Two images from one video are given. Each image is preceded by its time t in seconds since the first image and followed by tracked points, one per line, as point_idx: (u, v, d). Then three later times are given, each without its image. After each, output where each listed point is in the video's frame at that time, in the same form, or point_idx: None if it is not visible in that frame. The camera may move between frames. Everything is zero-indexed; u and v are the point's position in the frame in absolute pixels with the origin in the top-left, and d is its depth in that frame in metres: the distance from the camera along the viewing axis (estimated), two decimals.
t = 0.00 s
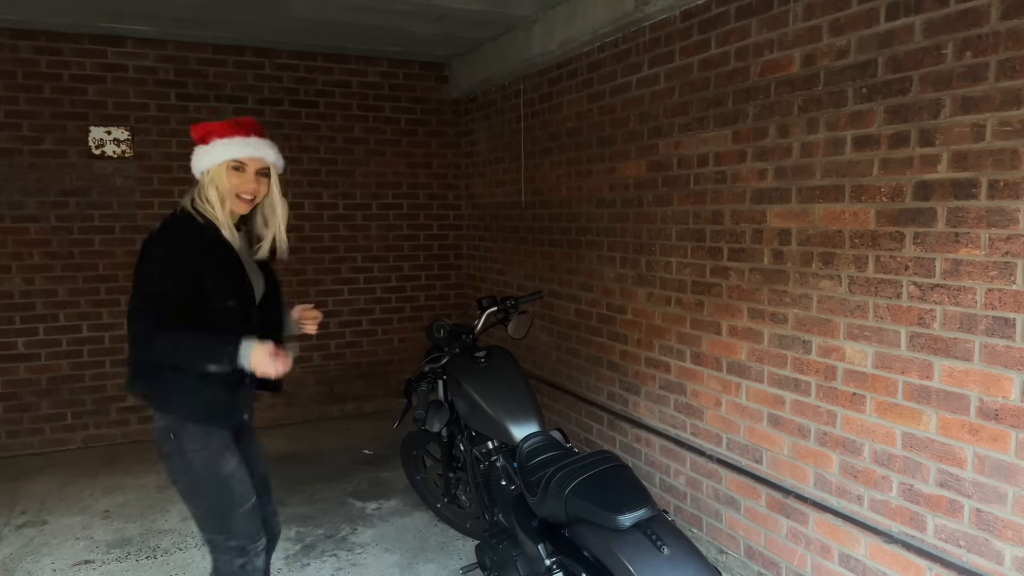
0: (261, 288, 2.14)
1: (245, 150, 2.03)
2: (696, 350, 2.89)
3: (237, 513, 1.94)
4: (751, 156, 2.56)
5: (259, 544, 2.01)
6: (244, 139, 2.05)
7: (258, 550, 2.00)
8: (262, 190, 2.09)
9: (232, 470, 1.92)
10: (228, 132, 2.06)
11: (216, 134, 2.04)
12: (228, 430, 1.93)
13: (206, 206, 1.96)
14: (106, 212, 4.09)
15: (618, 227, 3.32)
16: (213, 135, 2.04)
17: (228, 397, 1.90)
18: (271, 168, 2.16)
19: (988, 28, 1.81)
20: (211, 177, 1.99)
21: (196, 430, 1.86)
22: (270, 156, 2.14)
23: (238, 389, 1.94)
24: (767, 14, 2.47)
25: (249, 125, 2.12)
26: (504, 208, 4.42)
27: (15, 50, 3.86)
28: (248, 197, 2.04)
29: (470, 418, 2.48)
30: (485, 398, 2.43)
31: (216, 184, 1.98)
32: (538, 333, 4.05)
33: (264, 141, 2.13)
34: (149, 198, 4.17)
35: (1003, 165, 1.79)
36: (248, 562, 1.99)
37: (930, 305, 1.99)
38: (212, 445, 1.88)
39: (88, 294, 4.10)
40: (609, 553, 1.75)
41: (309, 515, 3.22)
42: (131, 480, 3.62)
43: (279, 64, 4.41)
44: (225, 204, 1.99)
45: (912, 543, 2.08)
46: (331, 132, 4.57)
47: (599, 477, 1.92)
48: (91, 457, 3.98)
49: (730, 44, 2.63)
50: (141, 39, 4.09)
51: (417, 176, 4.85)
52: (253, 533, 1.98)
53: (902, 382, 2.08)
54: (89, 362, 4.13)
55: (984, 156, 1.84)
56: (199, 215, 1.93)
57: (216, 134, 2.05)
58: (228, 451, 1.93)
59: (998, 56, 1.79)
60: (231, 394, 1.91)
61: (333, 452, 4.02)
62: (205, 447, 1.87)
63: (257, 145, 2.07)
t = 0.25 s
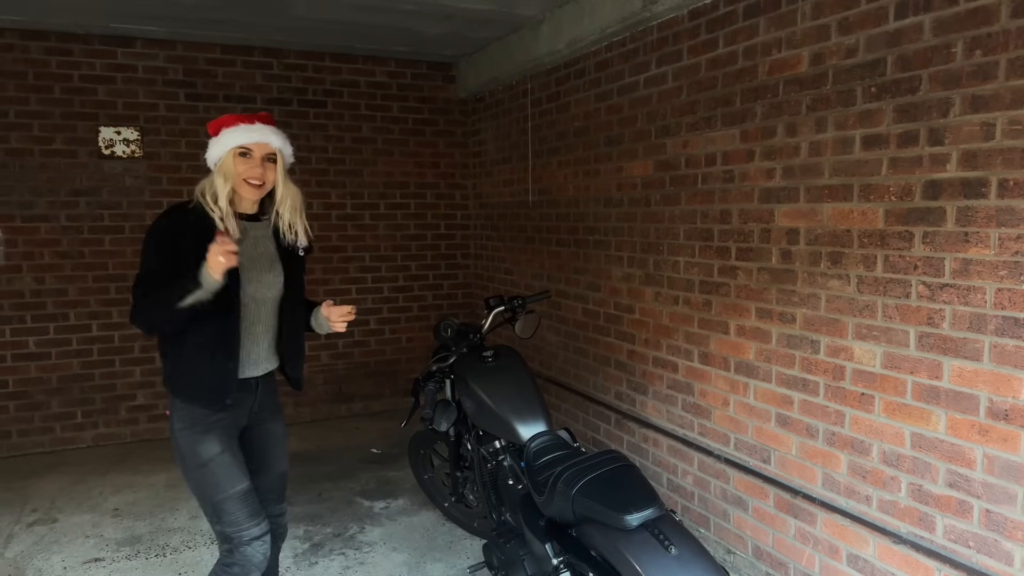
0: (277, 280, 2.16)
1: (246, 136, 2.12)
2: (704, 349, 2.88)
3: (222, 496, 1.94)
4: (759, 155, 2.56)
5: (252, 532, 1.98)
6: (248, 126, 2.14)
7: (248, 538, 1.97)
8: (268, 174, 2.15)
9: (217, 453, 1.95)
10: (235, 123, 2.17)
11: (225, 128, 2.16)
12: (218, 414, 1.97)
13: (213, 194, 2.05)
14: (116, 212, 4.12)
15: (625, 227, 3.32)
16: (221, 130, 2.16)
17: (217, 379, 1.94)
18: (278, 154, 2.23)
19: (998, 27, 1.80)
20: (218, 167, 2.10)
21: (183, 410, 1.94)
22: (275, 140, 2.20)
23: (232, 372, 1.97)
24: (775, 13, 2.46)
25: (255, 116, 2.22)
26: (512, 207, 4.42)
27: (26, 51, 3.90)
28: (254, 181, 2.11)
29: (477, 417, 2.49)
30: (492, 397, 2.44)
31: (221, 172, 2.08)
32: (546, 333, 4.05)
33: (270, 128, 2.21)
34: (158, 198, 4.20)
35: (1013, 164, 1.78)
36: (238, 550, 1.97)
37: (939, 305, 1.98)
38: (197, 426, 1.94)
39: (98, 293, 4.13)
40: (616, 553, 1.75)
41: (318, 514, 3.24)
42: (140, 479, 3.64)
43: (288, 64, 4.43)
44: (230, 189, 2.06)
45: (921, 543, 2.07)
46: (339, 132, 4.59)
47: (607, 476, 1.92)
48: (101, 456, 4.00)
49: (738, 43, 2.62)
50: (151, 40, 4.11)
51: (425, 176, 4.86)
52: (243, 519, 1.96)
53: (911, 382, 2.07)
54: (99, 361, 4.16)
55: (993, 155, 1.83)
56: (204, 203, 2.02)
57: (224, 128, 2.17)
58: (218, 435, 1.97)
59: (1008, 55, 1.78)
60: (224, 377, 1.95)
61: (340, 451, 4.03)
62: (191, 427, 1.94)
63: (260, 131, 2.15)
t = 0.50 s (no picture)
0: (277, 276, 2.13)
1: (232, 132, 2.14)
2: (712, 348, 2.87)
3: (212, 495, 1.98)
4: (768, 153, 2.54)
5: (238, 533, 2.02)
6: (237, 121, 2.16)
7: (232, 539, 2.01)
8: (261, 167, 2.15)
9: (211, 453, 1.97)
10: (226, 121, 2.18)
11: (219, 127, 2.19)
12: (217, 413, 1.98)
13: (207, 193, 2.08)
14: (125, 211, 4.15)
15: (633, 225, 3.31)
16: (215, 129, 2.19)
17: (212, 378, 1.94)
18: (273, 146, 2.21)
19: (1009, 23, 1.78)
20: (212, 166, 2.13)
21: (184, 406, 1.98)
22: (266, 131, 2.19)
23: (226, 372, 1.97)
24: (784, 10, 2.45)
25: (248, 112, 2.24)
26: (520, 206, 4.42)
27: (36, 51, 3.92)
28: (247, 175, 2.12)
29: (485, 415, 2.49)
30: (499, 396, 2.44)
31: (214, 171, 2.11)
32: (553, 331, 4.05)
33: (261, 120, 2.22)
34: (168, 197, 4.23)
35: None
36: (223, 546, 2.02)
37: (949, 304, 1.97)
38: (195, 423, 1.98)
39: (108, 291, 4.16)
40: (623, 552, 1.75)
41: (326, 511, 3.25)
42: (150, 476, 3.67)
43: (296, 63, 4.44)
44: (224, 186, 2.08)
45: (930, 544, 2.06)
46: (347, 131, 4.60)
47: (615, 475, 1.91)
48: (111, 453, 4.03)
49: (747, 41, 2.61)
50: (160, 39, 4.14)
51: (433, 174, 4.86)
52: (229, 520, 2.00)
53: (921, 381, 2.06)
54: (109, 359, 4.19)
55: (1004, 153, 1.81)
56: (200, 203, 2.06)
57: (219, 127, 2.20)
58: (214, 434, 1.98)
59: (1020, 51, 1.76)
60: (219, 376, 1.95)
61: (349, 449, 4.05)
62: (191, 423, 1.98)
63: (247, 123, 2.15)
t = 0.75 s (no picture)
0: (282, 275, 2.13)
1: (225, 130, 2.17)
2: (719, 346, 2.86)
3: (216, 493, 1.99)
4: (776, 150, 2.53)
5: (239, 530, 2.03)
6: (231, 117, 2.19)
7: (232, 534, 2.02)
8: (256, 161, 2.16)
9: (215, 451, 1.98)
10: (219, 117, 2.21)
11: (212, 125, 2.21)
12: (222, 412, 1.99)
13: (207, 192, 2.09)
14: (133, 209, 4.16)
15: (640, 223, 3.30)
16: (210, 126, 2.22)
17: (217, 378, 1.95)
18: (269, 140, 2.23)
19: (1019, 19, 1.76)
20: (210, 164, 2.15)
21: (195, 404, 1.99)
22: (259, 124, 2.22)
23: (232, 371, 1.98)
24: (792, 7, 2.44)
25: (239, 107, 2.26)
26: (526, 204, 4.42)
27: (44, 50, 3.95)
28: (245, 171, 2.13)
29: (490, 413, 2.49)
30: (505, 394, 2.44)
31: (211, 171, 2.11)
32: (560, 330, 4.05)
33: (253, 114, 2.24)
34: (176, 196, 4.24)
35: None
36: (224, 541, 2.04)
37: (958, 302, 1.96)
38: (203, 421, 1.99)
39: (116, 290, 4.18)
40: (629, 550, 1.75)
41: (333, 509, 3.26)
42: (158, 473, 3.68)
43: (303, 61, 4.45)
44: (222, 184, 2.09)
45: (939, 543, 2.05)
46: (354, 129, 4.60)
47: (620, 473, 1.91)
48: (120, 451, 4.06)
49: (754, 38, 2.60)
50: (168, 38, 4.15)
51: (439, 173, 4.87)
52: (230, 517, 2.02)
53: (929, 380, 2.05)
54: (118, 357, 4.21)
55: (1014, 150, 1.80)
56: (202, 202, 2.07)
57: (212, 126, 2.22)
58: (218, 432, 1.99)
59: None
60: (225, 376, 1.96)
61: (355, 447, 4.06)
62: (197, 422, 2.00)
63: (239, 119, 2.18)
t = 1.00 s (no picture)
0: (301, 276, 2.15)
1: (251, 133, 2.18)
2: (724, 345, 2.85)
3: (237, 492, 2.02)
4: (782, 148, 2.52)
5: (259, 529, 2.05)
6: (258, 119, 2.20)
7: (252, 534, 2.04)
8: (281, 164, 2.17)
9: (235, 451, 2.01)
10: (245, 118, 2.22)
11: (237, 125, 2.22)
12: (242, 412, 2.02)
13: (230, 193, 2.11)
14: (140, 208, 4.18)
15: (645, 221, 3.29)
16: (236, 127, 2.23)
17: (235, 378, 1.99)
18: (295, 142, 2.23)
19: None
20: (234, 165, 2.16)
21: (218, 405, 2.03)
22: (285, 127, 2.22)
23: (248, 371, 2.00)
24: (797, 4, 2.42)
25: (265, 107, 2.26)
26: (532, 202, 4.41)
27: (52, 50, 3.96)
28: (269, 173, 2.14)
29: (495, 412, 2.49)
30: (510, 392, 2.44)
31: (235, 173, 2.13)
32: (565, 328, 4.04)
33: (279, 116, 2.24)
34: (182, 195, 4.26)
35: None
36: (243, 541, 2.06)
37: (966, 300, 1.94)
38: (225, 422, 2.02)
39: (123, 288, 4.20)
40: (634, 549, 1.74)
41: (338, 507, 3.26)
42: (165, 471, 3.70)
43: (309, 60, 4.45)
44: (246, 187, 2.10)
45: (946, 543, 2.04)
46: (359, 128, 4.61)
47: (626, 472, 1.91)
48: (127, 449, 4.08)
49: (760, 35, 2.59)
50: (174, 38, 4.16)
51: (445, 171, 4.87)
52: (250, 517, 2.04)
53: (936, 379, 2.03)
54: (124, 355, 4.23)
55: (1022, 147, 1.78)
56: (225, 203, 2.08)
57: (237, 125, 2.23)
58: (238, 432, 2.02)
59: None
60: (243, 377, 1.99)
61: (361, 445, 4.06)
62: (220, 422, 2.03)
63: (265, 122, 2.19)
